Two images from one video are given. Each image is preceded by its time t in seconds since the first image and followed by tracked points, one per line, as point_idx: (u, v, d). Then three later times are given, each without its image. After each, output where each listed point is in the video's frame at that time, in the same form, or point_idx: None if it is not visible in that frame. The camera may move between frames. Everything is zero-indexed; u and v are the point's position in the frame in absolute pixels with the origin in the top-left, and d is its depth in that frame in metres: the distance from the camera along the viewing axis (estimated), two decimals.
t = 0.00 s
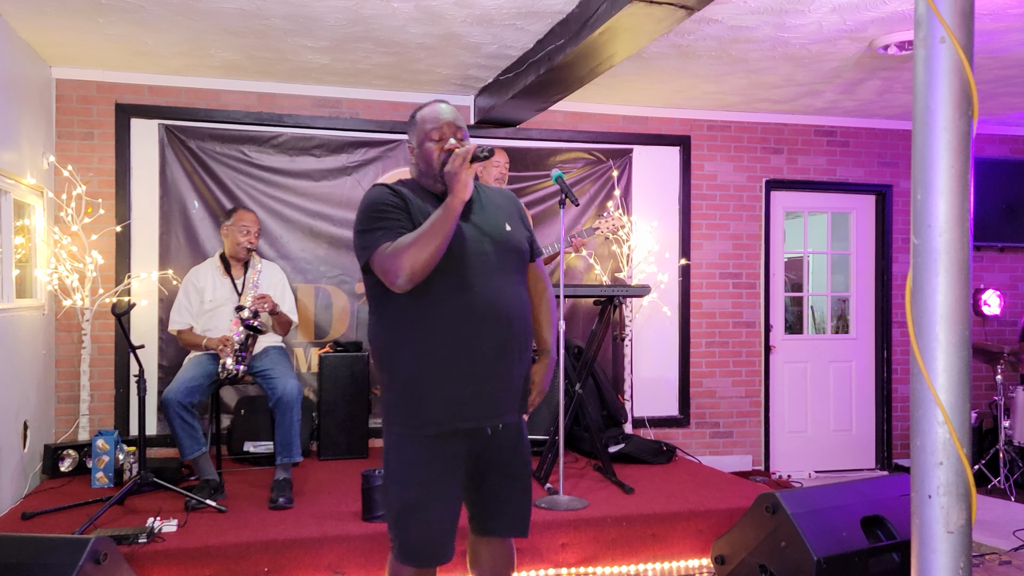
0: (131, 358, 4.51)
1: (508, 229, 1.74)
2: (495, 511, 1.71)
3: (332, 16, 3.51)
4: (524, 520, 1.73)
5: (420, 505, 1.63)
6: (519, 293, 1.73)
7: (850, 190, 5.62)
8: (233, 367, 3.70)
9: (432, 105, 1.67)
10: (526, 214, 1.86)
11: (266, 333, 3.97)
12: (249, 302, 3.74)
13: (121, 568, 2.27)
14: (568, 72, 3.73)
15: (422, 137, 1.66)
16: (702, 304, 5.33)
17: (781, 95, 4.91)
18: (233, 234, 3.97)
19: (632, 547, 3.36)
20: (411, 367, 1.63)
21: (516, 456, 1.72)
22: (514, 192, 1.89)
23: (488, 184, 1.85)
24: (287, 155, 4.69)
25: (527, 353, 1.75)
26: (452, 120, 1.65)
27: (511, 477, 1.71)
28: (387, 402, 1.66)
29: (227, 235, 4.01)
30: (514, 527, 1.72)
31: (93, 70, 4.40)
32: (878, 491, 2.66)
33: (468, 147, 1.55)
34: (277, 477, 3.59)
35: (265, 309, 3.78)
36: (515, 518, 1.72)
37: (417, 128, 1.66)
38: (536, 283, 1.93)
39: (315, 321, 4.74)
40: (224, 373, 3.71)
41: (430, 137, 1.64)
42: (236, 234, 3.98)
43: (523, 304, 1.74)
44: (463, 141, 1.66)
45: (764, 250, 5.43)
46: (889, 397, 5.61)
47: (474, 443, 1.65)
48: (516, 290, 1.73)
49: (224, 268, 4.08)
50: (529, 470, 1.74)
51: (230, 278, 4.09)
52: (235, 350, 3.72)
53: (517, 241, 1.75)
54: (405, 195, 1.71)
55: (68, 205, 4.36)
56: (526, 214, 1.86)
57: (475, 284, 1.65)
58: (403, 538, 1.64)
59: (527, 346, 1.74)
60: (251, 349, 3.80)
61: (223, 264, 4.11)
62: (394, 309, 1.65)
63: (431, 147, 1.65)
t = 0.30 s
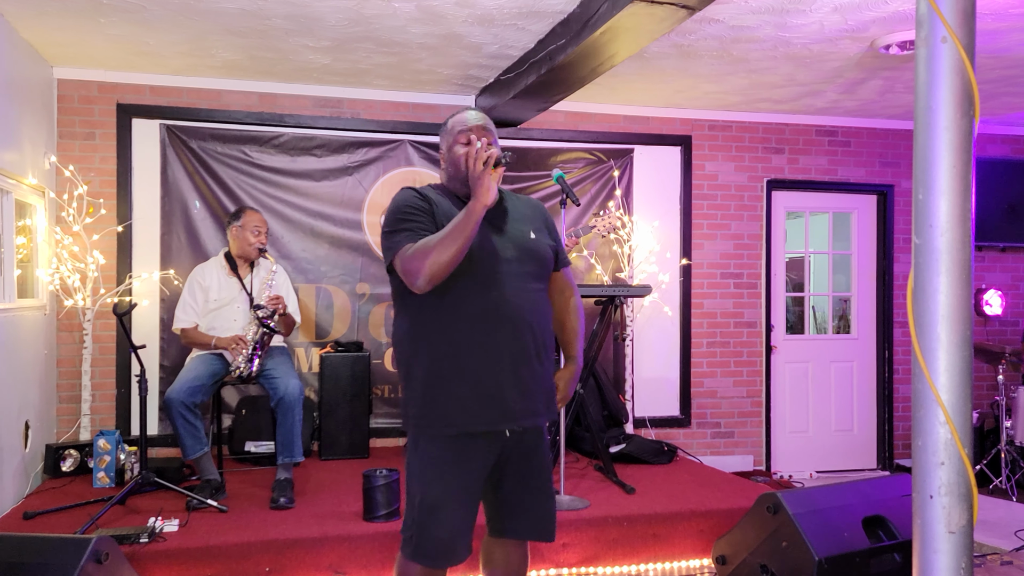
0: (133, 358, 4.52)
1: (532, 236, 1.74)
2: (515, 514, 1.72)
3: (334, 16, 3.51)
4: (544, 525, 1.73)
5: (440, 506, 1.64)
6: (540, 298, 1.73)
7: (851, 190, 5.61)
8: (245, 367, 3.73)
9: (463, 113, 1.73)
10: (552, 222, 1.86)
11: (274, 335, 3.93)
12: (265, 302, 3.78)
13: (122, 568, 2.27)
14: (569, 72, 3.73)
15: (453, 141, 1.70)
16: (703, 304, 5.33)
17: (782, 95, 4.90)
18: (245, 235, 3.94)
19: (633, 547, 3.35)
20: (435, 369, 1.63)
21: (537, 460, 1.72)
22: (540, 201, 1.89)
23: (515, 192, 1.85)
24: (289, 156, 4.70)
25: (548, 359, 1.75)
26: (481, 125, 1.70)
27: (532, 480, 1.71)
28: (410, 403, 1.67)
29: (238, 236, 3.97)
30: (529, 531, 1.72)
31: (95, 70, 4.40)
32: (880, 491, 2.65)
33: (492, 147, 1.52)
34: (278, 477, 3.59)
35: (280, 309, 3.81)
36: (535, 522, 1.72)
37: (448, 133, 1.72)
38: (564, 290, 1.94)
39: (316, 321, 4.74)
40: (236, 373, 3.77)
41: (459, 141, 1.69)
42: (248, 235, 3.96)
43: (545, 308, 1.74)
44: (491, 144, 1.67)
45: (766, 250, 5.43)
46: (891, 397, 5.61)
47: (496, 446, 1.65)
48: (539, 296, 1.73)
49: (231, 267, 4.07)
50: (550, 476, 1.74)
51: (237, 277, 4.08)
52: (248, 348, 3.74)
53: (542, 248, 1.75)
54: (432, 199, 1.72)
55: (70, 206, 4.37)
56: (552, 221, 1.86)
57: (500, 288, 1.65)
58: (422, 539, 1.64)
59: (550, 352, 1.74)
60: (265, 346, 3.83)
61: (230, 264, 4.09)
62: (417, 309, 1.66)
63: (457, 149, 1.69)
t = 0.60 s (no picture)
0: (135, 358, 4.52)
1: (543, 237, 1.73)
2: (519, 514, 1.72)
3: (336, 16, 3.52)
4: (548, 528, 1.72)
5: (442, 502, 1.64)
6: (549, 297, 1.72)
7: (854, 190, 5.60)
8: (248, 369, 3.77)
9: (479, 113, 1.71)
10: (568, 224, 1.84)
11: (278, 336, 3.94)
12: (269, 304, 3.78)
13: (125, 568, 2.28)
14: (571, 72, 3.72)
15: (465, 142, 1.68)
16: (705, 304, 5.32)
17: (784, 95, 4.90)
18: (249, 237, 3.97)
19: (635, 547, 3.35)
20: (440, 366, 1.64)
21: (543, 462, 1.71)
22: (558, 201, 1.87)
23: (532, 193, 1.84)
24: (290, 156, 4.70)
25: (557, 360, 1.74)
26: (494, 126, 1.66)
27: (537, 482, 1.71)
28: (416, 399, 1.68)
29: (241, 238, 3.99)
30: (534, 531, 1.72)
31: (97, 70, 4.41)
32: (882, 491, 2.65)
33: (495, 149, 1.50)
34: (281, 477, 3.59)
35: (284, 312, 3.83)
36: (539, 524, 1.72)
37: (463, 133, 1.70)
38: (581, 293, 1.93)
39: (317, 321, 4.75)
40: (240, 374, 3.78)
41: (471, 141, 1.66)
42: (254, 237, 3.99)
43: (555, 309, 1.73)
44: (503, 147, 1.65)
45: (768, 250, 5.43)
46: (894, 397, 5.60)
47: (500, 446, 1.65)
48: (548, 298, 1.71)
49: (235, 268, 4.07)
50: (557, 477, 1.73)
51: (239, 278, 4.09)
52: (251, 350, 3.78)
53: (553, 250, 1.74)
54: (442, 198, 1.72)
55: (72, 206, 4.38)
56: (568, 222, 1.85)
57: (507, 287, 1.65)
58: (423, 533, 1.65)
59: (559, 354, 1.73)
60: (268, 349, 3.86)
61: (233, 264, 4.10)
62: (424, 306, 1.67)
63: (468, 150, 1.66)
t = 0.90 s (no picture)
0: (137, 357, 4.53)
1: (537, 236, 1.69)
2: (513, 514, 1.72)
3: (338, 17, 3.52)
4: (542, 528, 1.71)
5: (432, 501, 1.65)
6: (546, 298, 1.69)
7: (857, 190, 5.59)
8: (249, 367, 3.78)
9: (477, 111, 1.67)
10: (570, 220, 1.79)
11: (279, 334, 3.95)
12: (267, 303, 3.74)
13: (126, 567, 2.28)
14: (573, 72, 3.72)
15: (461, 141, 1.66)
16: (708, 304, 5.32)
17: (787, 95, 4.89)
18: (247, 237, 3.96)
19: (637, 547, 3.35)
20: (431, 365, 1.64)
21: (537, 463, 1.69)
22: (561, 196, 1.83)
23: (533, 188, 1.80)
24: (293, 156, 4.70)
25: (553, 361, 1.72)
26: (488, 125, 1.62)
27: (530, 483, 1.69)
28: (410, 397, 1.69)
29: (239, 238, 4.00)
30: (527, 532, 1.71)
31: (100, 70, 4.42)
32: (884, 491, 2.65)
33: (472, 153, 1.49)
34: (283, 477, 3.59)
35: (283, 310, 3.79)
36: (533, 524, 1.71)
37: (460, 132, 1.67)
38: (586, 290, 1.87)
39: (320, 321, 4.75)
40: (241, 373, 3.79)
41: (466, 140, 1.64)
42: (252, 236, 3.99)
43: (552, 309, 1.70)
44: (496, 148, 1.61)
45: (770, 249, 5.42)
46: (896, 397, 5.59)
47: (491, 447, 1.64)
48: (543, 297, 1.68)
49: (233, 268, 4.07)
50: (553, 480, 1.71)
51: (239, 278, 4.09)
52: (252, 348, 3.79)
53: (548, 248, 1.70)
54: (436, 200, 1.72)
55: (75, 206, 4.39)
56: (570, 218, 1.79)
57: (498, 288, 1.63)
58: (415, 530, 1.68)
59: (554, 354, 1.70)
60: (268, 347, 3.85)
61: (231, 264, 4.09)
62: (419, 306, 1.68)
63: (463, 149, 1.64)
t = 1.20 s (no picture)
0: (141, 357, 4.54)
1: (515, 231, 1.67)
2: (501, 511, 1.72)
3: (341, 17, 3.52)
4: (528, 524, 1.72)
5: (416, 500, 1.66)
6: (528, 295, 1.68)
7: (860, 189, 5.58)
8: (247, 368, 3.78)
9: (454, 107, 1.68)
10: (552, 213, 1.77)
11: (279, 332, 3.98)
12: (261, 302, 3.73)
13: (129, 567, 2.28)
14: (576, 72, 3.72)
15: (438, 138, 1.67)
16: (710, 304, 5.31)
17: (790, 95, 4.89)
18: (241, 236, 3.94)
19: (639, 547, 3.35)
20: (411, 364, 1.65)
21: (521, 461, 1.69)
22: (543, 189, 1.81)
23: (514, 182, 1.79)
24: (296, 156, 4.71)
25: (535, 359, 1.71)
26: (463, 123, 1.63)
27: (515, 481, 1.69)
28: (392, 396, 1.70)
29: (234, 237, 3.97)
30: (514, 530, 1.72)
31: (104, 70, 4.43)
32: (887, 492, 2.64)
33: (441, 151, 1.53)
34: (286, 476, 3.60)
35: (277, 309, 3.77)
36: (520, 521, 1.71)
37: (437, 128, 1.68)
38: (569, 284, 1.83)
39: (323, 321, 4.75)
40: (240, 374, 3.80)
41: (442, 137, 1.66)
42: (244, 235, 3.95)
43: (534, 307, 1.69)
44: (473, 146, 1.63)
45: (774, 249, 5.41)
46: (900, 397, 5.58)
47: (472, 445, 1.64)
48: (522, 294, 1.67)
49: (229, 268, 4.06)
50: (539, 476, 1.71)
51: (236, 278, 4.08)
52: (249, 349, 3.79)
53: (527, 243, 1.68)
54: (412, 199, 1.73)
55: (78, 205, 4.39)
56: (552, 212, 1.77)
57: (476, 285, 1.63)
58: (400, 529, 1.68)
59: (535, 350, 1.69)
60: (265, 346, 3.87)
61: (227, 264, 4.09)
62: (399, 305, 1.68)
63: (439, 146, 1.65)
